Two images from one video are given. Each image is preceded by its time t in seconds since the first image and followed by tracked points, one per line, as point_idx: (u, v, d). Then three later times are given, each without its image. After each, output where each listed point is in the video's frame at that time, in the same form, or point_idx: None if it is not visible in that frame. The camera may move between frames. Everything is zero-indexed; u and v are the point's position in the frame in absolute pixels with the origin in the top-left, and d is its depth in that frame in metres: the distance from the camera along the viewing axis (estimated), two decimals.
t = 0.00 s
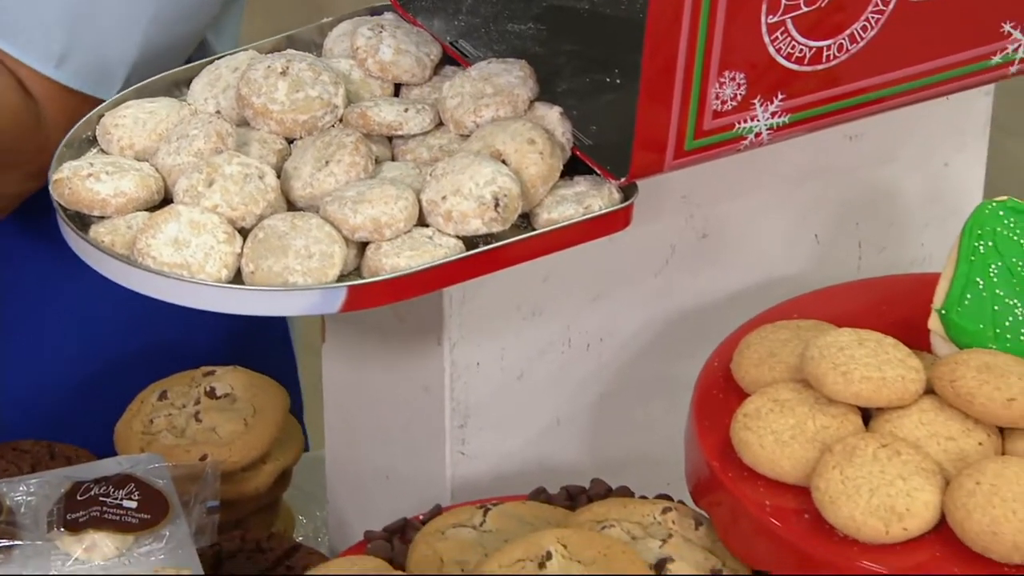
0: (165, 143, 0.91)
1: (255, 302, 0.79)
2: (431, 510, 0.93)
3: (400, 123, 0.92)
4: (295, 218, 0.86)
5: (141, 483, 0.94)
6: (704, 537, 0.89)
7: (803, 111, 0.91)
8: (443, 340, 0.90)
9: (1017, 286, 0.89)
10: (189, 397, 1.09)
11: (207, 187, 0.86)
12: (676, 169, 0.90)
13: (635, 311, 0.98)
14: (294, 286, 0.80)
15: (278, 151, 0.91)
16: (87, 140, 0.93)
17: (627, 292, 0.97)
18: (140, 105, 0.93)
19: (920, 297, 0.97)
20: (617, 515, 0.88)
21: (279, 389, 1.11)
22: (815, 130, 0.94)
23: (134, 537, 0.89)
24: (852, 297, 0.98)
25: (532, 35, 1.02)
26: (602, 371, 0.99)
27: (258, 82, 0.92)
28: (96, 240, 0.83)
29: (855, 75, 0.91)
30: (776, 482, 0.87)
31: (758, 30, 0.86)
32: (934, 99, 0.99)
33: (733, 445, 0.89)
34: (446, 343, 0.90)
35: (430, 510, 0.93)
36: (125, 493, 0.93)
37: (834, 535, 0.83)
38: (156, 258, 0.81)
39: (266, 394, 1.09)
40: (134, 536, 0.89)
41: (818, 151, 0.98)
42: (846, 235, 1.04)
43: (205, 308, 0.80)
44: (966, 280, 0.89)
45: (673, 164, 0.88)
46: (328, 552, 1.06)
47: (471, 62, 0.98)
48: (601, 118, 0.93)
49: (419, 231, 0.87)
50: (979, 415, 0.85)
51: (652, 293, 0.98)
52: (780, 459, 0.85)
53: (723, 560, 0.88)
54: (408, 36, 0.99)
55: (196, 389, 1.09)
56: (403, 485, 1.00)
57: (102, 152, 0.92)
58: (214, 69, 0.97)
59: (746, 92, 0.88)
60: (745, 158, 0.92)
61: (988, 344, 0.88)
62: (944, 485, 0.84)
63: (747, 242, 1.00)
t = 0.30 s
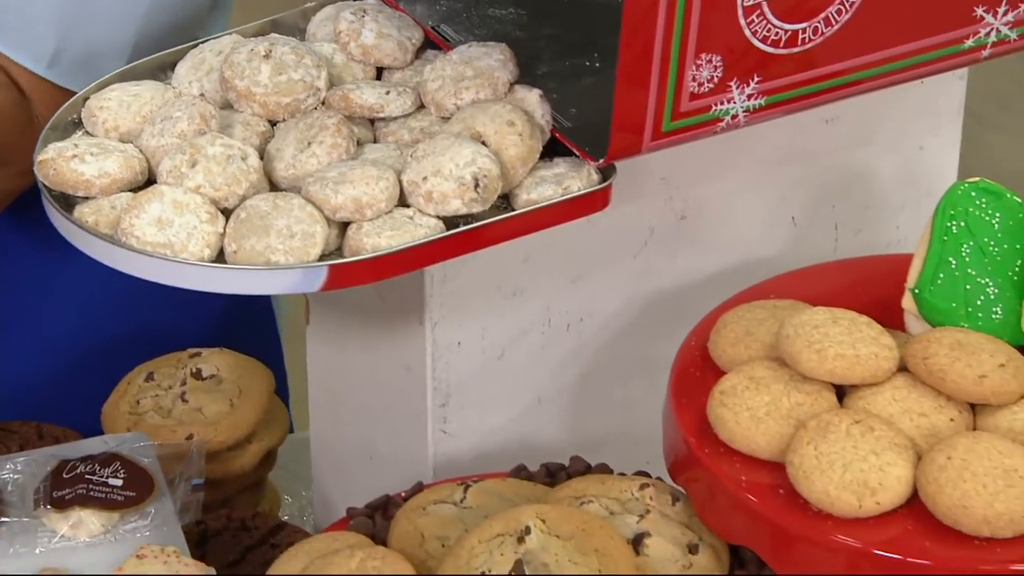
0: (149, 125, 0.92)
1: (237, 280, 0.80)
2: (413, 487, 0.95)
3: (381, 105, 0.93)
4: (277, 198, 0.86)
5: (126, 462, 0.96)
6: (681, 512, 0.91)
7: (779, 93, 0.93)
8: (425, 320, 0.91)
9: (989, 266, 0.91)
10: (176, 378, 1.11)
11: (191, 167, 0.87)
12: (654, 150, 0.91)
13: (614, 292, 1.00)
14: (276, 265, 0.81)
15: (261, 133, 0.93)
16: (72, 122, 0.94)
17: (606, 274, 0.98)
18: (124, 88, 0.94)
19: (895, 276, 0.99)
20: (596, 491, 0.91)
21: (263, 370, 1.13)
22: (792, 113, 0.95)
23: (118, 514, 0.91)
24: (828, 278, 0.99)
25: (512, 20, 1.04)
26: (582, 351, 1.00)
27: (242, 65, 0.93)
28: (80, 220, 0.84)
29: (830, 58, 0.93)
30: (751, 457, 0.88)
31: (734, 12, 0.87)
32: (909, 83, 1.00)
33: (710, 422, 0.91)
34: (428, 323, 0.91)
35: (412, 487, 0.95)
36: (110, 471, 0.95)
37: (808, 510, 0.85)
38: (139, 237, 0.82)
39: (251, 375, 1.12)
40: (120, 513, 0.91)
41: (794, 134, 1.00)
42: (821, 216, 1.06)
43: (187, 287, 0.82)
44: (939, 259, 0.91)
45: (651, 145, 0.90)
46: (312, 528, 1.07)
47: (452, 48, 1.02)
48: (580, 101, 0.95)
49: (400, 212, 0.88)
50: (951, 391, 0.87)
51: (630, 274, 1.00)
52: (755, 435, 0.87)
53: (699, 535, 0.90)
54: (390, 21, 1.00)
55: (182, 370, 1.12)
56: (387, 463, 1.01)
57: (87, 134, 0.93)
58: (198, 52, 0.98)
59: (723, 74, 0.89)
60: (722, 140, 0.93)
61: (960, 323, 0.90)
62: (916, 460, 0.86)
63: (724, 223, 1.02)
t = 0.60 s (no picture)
0: (136, 107, 0.93)
1: (222, 258, 0.81)
2: (398, 464, 0.96)
3: (365, 87, 0.95)
4: (262, 179, 0.88)
5: (115, 440, 0.98)
6: (661, 488, 0.93)
7: (758, 76, 0.94)
8: (409, 300, 0.93)
9: (964, 246, 0.92)
10: (165, 359, 1.13)
11: (177, 148, 0.89)
12: (635, 131, 0.92)
13: (596, 273, 1.01)
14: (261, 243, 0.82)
15: (247, 115, 0.94)
16: (60, 105, 0.95)
17: (588, 255, 1.00)
18: (113, 71, 0.96)
19: (873, 258, 1.01)
20: (578, 467, 0.93)
21: (252, 351, 1.15)
22: (771, 95, 0.96)
23: (108, 491, 0.94)
24: (807, 259, 1.00)
25: (496, 6, 1.05)
26: (564, 332, 1.02)
27: (228, 49, 0.94)
28: (68, 200, 0.85)
29: (808, 41, 0.94)
30: (729, 434, 0.90)
31: None
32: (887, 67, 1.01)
33: (689, 400, 0.92)
34: (412, 304, 0.93)
35: (397, 465, 0.97)
36: (99, 449, 0.97)
37: (786, 485, 0.86)
38: (126, 217, 0.83)
39: (240, 356, 1.13)
40: (109, 490, 0.94)
41: (773, 117, 1.02)
42: (800, 199, 1.07)
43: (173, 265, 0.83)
44: (915, 240, 0.93)
45: (632, 127, 0.91)
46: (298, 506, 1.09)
47: (436, 31, 1.02)
48: (563, 84, 0.96)
49: (384, 192, 0.89)
50: (927, 368, 0.88)
51: (612, 256, 1.01)
52: (733, 413, 0.88)
53: (678, 510, 0.92)
54: (375, 5, 1.01)
55: (172, 351, 1.13)
56: (372, 444, 1.04)
57: (75, 116, 0.94)
58: (185, 36, 0.99)
59: (703, 57, 0.90)
60: (702, 122, 0.94)
61: (935, 301, 0.92)
62: (892, 436, 0.87)
63: (705, 206, 1.03)
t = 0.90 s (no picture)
0: (126, 90, 0.95)
1: (212, 239, 0.82)
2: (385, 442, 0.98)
3: (353, 71, 0.96)
4: (249, 160, 0.89)
5: (106, 419, 1.00)
6: (644, 465, 0.95)
7: (739, 60, 0.95)
8: (397, 281, 0.95)
9: (942, 226, 0.94)
10: (156, 341, 1.14)
11: (166, 130, 0.90)
12: (618, 114, 0.93)
13: (580, 255, 1.03)
14: (251, 223, 0.82)
15: (236, 98, 0.95)
16: (51, 89, 0.97)
17: (573, 238, 1.02)
18: (103, 56, 0.97)
19: (855, 240, 1.02)
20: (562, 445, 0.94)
21: (243, 333, 1.16)
22: (753, 79, 0.97)
23: (99, 470, 0.95)
24: (791, 242, 1.02)
25: None
26: (549, 312, 1.04)
27: (217, 33, 0.96)
28: (58, 181, 0.87)
29: (789, 26, 0.95)
30: (711, 412, 0.91)
31: None
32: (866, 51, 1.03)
33: (672, 378, 0.94)
34: (399, 284, 0.95)
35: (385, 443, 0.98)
36: (90, 428, 0.99)
37: (765, 460, 0.87)
38: (116, 198, 0.85)
39: (230, 338, 1.15)
40: (100, 469, 0.96)
41: (755, 102, 1.03)
42: (782, 183, 1.09)
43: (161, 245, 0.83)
44: (893, 221, 0.94)
45: (615, 109, 0.92)
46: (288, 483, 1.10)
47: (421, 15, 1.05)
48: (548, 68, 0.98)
49: (371, 173, 0.90)
50: (905, 347, 0.90)
51: (596, 238, 1.03)
52: (715, 390, 0.90)
53: (661, 487, 0.93)
54: None
55: (163, 333, 1.15)
56: (360, 423, 1.05)
57: (66, 100, 0.95)
58: (175, 21, 1.01)
59: (685, 40, 0.92)
60: (685, 105, 0.95)
61: (915, 281, 0.93)
62: (870, 412, 0.89)
63: (688, 189, 1.05)
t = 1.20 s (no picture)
0: (118, 74, 0.96)
1: (203, 220, 0.83)
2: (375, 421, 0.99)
3: (342, 56, 0.97)
4: (240, 142, 0.90)
5: (100, 399, 1.01)
6: (629, 443, 0.96)
7: (723, 45, 0.96)
8: (386, 263, 0.96)
9: (922, 209, 0.96)
10: (151, 324, 1.16)
11: (157, 113, 0.91)
12: (604, 98, 0.94)
13: (567, 239, 1.05)
14: (240, 204, 0.83)
15: (227, 82, 0.97)
16: (44, 73, 0.98)
17: (560, 221, 1.03)
18: (96, 41, 0.99)
19: (837, 223, 1.04)
20: (548, 424, 0.96)
21: (236, 316, 1.18)
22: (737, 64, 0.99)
23: (93, 448, 0.97)
24: (775, 226, 1.03)
25: None
26: (536, 294, 1.06)
27: (209, 18, 0.97)
28: (50, 162, 0.88)
29: (771, 11, 0.97)
30: (695, 390, 0.92)
31: None
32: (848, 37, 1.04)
33: (656, 357, 0.95)
34: (388, 267, 0.96)
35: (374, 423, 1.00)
36: (84, 408, 1.01)
37: (748, 438, 0.88)
38: (107, 179, 0.86)
39: (223, 321, 1.17)
40: (94, 448, 0.97)
41: (739, 88, 1.05)
42: (765, 167, 1.11)
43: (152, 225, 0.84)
44: (874, 203, 0.96)
45: (600, 93, 0.93)
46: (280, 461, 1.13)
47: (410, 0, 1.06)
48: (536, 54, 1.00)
49: (360, 156, 0.91)
50: (885, 326, 0.91)
51: (582, 222, 1.05)
52: (699, 368, 0.91)
53: (645, 465, 0.95)
54: None
55: (157, 316, 1.16)
56: (351, 403, 1.07)
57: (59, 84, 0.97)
58: (167, 7, 1.02)
59: (669, 25, 0.93)
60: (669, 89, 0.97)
61: (895, 262, 0.95)
62: (851, 390, 0.90)
63: (673, 174, 1.07)
